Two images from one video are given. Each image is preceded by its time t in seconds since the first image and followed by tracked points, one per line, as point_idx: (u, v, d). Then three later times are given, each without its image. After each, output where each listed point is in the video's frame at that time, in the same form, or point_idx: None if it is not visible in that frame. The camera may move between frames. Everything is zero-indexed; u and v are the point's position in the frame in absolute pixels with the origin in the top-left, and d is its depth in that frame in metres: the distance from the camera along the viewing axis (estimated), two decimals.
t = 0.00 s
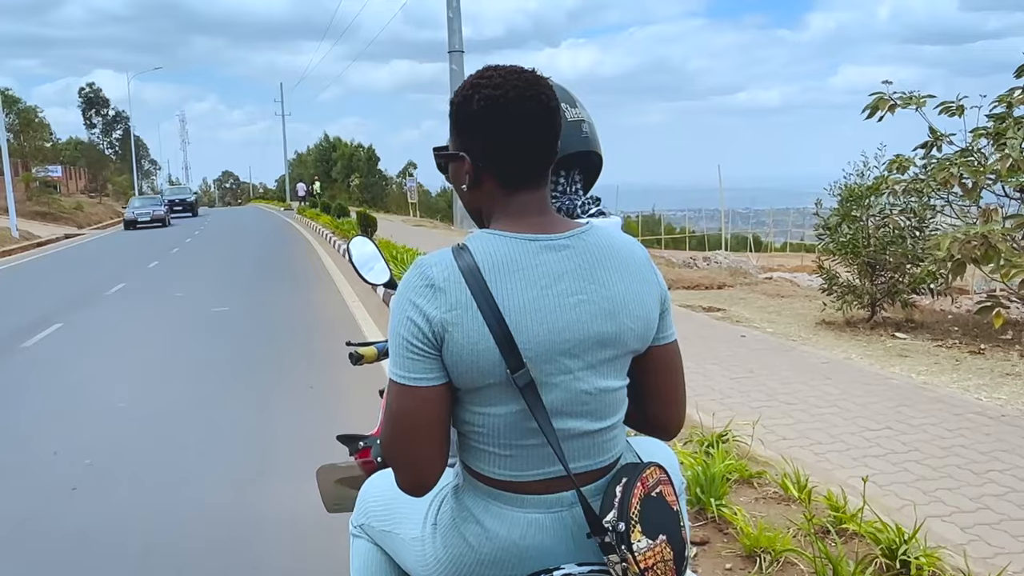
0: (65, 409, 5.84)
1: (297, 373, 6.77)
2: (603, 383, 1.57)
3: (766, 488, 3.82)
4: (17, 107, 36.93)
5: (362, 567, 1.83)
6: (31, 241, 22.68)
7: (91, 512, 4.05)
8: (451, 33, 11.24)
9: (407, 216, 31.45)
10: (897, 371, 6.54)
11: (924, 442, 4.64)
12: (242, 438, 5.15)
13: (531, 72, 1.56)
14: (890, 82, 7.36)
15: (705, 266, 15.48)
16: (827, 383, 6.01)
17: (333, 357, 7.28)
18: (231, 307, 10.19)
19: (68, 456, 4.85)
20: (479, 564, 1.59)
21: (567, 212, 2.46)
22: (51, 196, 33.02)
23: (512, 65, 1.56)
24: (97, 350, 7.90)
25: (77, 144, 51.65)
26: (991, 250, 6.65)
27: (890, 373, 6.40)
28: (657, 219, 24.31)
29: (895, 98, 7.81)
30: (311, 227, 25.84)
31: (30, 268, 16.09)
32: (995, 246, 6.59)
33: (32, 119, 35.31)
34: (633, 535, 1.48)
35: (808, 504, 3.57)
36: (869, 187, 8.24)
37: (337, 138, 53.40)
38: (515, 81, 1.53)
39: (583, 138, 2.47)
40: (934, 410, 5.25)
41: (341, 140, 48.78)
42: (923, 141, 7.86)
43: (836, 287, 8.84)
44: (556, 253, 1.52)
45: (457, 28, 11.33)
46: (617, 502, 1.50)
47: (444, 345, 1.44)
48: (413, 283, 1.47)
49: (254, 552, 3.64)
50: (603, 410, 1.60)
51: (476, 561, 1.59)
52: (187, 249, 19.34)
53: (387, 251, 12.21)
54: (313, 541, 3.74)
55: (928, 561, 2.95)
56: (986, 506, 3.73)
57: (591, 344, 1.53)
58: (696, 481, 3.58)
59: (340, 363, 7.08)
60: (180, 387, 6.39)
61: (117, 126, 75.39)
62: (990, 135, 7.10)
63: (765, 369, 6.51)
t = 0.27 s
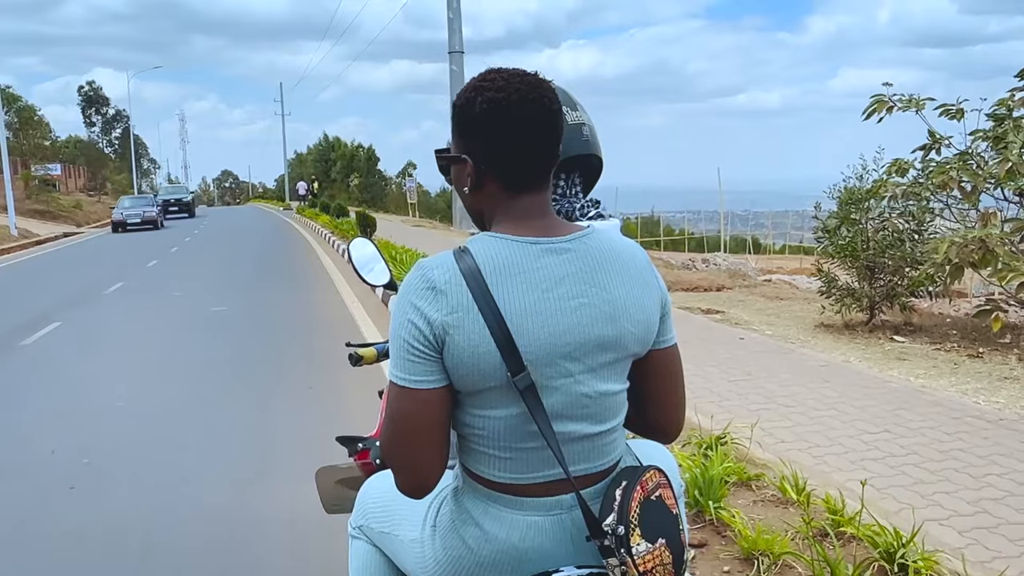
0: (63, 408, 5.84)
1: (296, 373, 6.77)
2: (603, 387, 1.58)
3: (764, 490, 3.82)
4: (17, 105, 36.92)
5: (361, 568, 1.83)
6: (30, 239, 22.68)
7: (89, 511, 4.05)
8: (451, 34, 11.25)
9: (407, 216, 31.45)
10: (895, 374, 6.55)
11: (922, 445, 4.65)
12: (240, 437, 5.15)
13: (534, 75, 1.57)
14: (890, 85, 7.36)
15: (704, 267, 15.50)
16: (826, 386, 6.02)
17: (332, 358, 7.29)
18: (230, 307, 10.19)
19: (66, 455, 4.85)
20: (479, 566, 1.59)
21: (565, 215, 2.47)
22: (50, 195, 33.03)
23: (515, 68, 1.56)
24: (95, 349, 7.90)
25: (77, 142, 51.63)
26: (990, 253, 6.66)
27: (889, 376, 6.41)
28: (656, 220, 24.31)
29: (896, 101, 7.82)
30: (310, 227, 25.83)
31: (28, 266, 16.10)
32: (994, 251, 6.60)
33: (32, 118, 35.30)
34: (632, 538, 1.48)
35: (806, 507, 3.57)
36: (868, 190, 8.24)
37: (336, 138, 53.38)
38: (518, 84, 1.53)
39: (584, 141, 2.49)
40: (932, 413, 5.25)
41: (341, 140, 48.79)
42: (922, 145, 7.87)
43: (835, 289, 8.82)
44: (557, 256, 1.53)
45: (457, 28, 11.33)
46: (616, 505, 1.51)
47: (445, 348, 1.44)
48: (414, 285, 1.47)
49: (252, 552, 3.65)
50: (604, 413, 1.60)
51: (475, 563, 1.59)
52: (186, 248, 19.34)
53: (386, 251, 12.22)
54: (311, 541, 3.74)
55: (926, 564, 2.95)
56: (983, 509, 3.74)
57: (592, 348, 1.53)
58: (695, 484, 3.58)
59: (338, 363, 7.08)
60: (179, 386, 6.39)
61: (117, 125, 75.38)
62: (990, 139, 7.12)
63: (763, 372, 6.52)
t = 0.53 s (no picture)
0: (61, 407, 5.83)
1: (294, 372, 6.77)
2: (601, 388, 1.57)
3: (761, 492, 3.82)
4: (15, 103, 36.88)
5: (357, 567, 1.83)
6: (28, 238, 22.66)
7: (86, 510, 4.05)
8: (451, 34, 11.25)
9: (405, 217, 31.44)
10: (893, 376, 6.55)
11: (919, 448, 4.65)
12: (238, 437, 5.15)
13: (533, 75, 1.57)
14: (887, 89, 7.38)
15: (702, 269, 15.50)
16: (823, 388, 6.02)
17: (330, 358, 7.28)
18: (228, 306, 10.19)
19: (63, 454, 4.85)
20: (475, 567, 1.59)
21: (568, 217, 2.46)
22: (48, 193, 33.02)
23: (514, 68, 1.56)
24: (93, 347, 7.90)
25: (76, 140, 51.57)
26: (988, 256, 6.68)
27: (886, 378, 6.41)
28: (655, 221, 24.31)
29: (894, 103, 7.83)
30: (308, 227, 25.81)
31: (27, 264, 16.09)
32: (992, 253, 6.62)
33: (31, 116, 35.26)
34: (629, 539, 1.48)
35: (803, 509, 3.57)
36: (866, 193, 8.25)
37: (335, 138, 53.36)
38: (517, 83, 1.53)
39: (588, 142, 2.47)
40: (929, 416, 5.26)
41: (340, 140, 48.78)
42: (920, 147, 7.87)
43: (833, 292, 8.80)
44: (555, 257, 1.52)
45: (456, 28, 11.34)
46: (613, 507, 1.51)
47: (442, 348, 1.44)
48: (412, 285, 1.47)
49: (249, 551, 3.64)
50: (601, 414, 1.60)
51: (472, 564, 1.59)
52: (184, 247, 19.33)
53: (385, 251, 12.22)
54: (308, 541, 3.74)
55: (922, 566, 2.95)
56: (980, 512, 3.74)
57: (590, 349, 1.53)
58: (692, 485, 3.58)
59: (336, 363, 7.08)
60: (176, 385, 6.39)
61: (115, 124, 75.30)
62: (988, 141, 7.13)
63: (761, 374, 6.52)
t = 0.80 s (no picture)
0: (58, 405, 5.83)
1: (291, 372, 6.76)
2: (597, 388, 1.57)
3: (758, 493, 3.82)
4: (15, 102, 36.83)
5: (353, 566, 1.82)
6: (26, 236, 22.64)
7: (83, 509, 4.04)
8: (450, 34, 11.26)
9: (404, 217, 31.41)
10: (890, 378, 6.55)
11: (916, 449, 4.65)
12: (235, 436, 5.15)
13: (532, 75, 1.56)
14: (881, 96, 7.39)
15: (700, 270, 15.51)
16: (820, 389, 6.02)
17: (328, 358, 7.28)
18: (226, 306, 10.19)
19: (60, 453, 4.84)
20: (471, 566, 1.59)
21: (569, 215, 2.47)
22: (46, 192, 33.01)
23: (513, 67, 1.56)
24: (90, 346, 7.89)
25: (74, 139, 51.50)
26: (985, 258, 6.69)
27: (884, 380, 6.41)
28: (653, 222, 24.30)
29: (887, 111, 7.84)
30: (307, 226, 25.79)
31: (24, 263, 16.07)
32: (990, 255, 6.63)
33: (29, 114, 35.15)
34: (625, 539, 1.48)
35: (799, 510, 3.57)
36: (863, 196, 8.23)
37: (334, 138, 53.33)
38: (516, 83, 1.53)
39: (589, 141, 2.47)
40: (926, 417, 5.26)
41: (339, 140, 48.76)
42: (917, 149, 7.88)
43: (830, 293, 8.82)
44: (552, 256, 1.52)
45: (455, 28, 11.34)
46: (609, 506, 1.50)
47: (438, 347, 1.44)
48: (408, 284, 1.46)
49: (246, 550, 3.64)
50: (597, 414, 1.60)
51: (467, 564, 1.59)
52: (182, 247, 19.33)
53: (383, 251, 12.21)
54: (305, 540, 3.73)
55: (919, 567, 2.95)
56: (976, 514, 3.74)
57: (586, 349, 1.53)
58: (688, 485, 3.58)
59: (334, 363, 7.07)
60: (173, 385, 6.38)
61: (114, 123, 75.26)
62: (986, 143, 7.13)
63: (758, 375, 6.52)
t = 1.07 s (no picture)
0: (55, 406, 5.82)
1: (289, 372, 6.76)
2: (595, 389, 1.57)
3: (756, 495, 3.82)
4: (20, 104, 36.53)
5: (351, 568, 1.82)
6: (24, 236, 22.61)
7: (80, 509, 4.04)
8: (448, 35, 11.26)
9: (402, 217, 31.40)
10: (888, 379, 6.56)
11: (914, 450, 4.65)
12: (233, 436, 5.14)
13: (530, 76, 1.56)
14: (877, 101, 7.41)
15: (699, 271, 15.51)
16: (818, 391, 6.02)
17: (325, 358, 7.28)
18: (224, 305, 10.18)
19: (57, 453, 4.83)
20: (468, 568, 1.58)
21: (567, 216, 2.46)
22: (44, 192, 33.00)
23: (511, 68, 1.56)
24: (88, 346, 7.89)
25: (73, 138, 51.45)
26: (984, 261, 6.71)
27: (881, 381, 6.41)
28: (651, 223, 24.30)
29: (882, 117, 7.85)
30: (306, 226, 25.77)
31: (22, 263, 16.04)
32: (988, 259, 6.65)
33: (27, 114, 35.07)
34: (623, 540, 1.48)
35: (797, 512, 3.57)
36: (863, 197, 8.19)
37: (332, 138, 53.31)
38: (514, 84, 1.53)
39: (586, 141, 2.46)
40: (924, 419, 5.26)
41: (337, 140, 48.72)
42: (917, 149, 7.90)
43: (829, 294, 8.82)
44: (550, 257, 1.52)
45: (453, 29, 11.34)
46: (607, 507, 1.50)
47: (435, 348, 1.44)
48: (405, 284, 1.46)
49: (243, 551, 3.64)
50: (595, 415, 1.59)
51: (465, 565, 1.58)
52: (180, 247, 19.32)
53: (381, 252, 12.20)
54: (303, 541, 3.73)
55: (917, 569, 2.96)
56: (974, 515, 3.74)
57: (585, 350, 1.53)
58: (686, 486, 3.58)
59: (331, 363, 7.07)
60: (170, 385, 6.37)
61: (112, 123, 75.18)
62: (985, 145, 7.13)
63: (756, 376, 6.52)
